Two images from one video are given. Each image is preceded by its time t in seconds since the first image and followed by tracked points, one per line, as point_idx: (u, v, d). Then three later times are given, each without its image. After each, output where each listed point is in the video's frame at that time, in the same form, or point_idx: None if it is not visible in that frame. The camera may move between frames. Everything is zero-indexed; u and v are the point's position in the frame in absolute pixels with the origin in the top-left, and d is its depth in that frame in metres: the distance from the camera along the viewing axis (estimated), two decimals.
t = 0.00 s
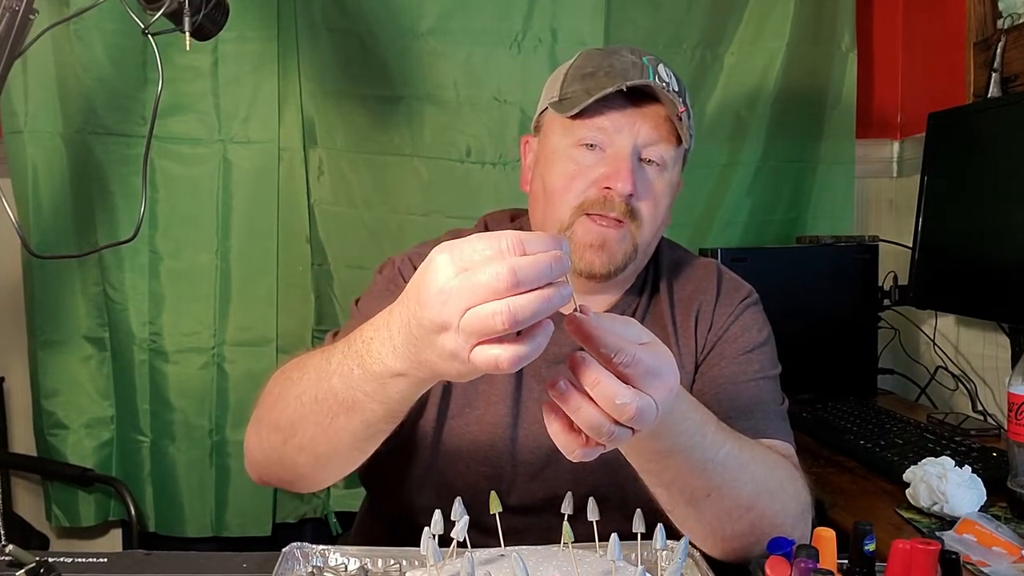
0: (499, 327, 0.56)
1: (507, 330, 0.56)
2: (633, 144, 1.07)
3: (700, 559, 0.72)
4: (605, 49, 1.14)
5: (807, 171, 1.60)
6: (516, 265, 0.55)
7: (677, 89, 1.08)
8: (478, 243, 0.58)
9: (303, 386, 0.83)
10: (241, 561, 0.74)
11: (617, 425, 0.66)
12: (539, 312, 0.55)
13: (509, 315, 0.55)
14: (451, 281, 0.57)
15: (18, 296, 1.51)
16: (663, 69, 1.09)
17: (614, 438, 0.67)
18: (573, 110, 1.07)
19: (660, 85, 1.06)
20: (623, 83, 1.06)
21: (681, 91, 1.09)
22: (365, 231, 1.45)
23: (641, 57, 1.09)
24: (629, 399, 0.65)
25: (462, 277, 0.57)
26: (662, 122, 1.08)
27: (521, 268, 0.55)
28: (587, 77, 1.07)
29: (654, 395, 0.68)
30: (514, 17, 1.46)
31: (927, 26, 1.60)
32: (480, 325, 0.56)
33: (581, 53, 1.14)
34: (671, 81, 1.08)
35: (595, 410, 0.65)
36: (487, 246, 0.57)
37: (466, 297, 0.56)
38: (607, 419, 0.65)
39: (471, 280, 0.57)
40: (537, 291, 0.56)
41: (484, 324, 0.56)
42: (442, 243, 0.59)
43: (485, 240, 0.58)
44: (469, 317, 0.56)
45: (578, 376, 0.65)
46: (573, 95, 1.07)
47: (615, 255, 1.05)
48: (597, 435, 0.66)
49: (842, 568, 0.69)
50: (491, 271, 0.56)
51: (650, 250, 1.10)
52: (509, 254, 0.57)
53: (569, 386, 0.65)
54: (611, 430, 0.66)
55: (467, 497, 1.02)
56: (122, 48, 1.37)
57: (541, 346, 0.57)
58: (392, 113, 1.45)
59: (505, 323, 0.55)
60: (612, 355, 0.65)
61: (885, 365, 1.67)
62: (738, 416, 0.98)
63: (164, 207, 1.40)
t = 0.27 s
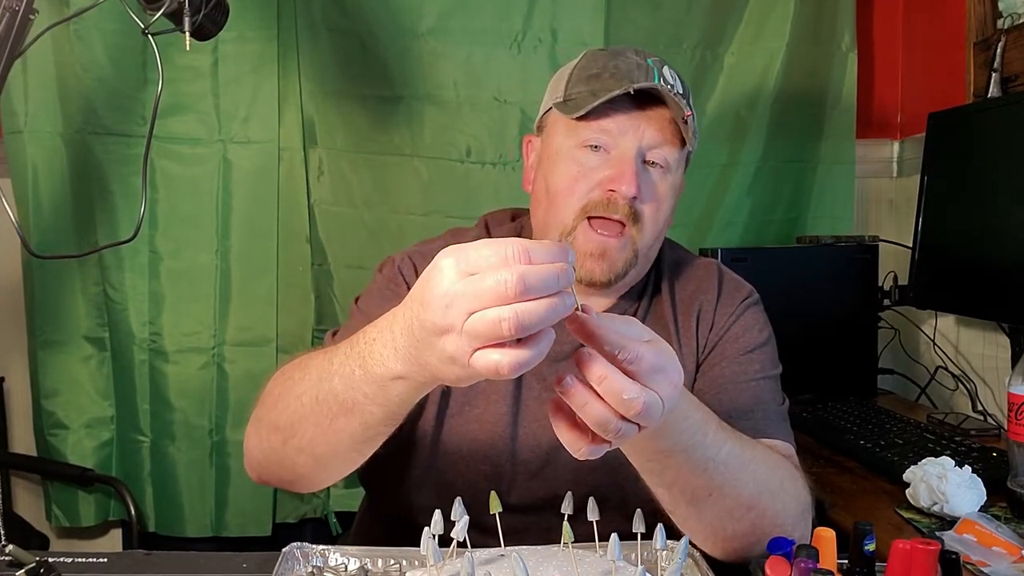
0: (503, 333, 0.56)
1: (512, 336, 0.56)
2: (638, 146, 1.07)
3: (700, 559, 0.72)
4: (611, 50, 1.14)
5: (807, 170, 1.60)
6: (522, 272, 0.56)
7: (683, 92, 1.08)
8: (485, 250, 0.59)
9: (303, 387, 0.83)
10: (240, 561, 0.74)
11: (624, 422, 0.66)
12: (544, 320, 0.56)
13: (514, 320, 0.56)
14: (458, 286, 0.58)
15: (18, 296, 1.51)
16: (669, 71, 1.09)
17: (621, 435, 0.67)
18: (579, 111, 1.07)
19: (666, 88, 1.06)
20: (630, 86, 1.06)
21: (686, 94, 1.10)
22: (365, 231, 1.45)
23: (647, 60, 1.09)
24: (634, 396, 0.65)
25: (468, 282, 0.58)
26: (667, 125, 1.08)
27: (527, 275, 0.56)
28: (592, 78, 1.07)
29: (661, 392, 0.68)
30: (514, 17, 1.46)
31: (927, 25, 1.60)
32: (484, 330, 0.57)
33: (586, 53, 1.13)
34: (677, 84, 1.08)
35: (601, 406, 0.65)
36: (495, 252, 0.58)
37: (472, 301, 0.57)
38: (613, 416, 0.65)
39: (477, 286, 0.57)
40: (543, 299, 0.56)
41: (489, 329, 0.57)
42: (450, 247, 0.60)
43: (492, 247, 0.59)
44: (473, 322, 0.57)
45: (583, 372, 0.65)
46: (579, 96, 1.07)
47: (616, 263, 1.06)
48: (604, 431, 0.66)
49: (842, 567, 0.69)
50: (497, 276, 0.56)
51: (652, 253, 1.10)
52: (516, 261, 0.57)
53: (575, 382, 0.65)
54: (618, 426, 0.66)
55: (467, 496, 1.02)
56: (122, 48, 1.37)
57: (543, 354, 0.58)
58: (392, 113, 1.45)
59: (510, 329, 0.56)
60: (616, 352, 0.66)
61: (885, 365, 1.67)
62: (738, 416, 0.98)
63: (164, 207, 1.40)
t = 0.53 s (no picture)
0: (505, 335, 0.57)
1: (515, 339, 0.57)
2: (630, 143, 1.07)
3: (700, 559, 0.72)
4: (602, 48, 1.14)
5: (807, 170, 1.60)
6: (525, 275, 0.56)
7: (673, 86, 1.08)
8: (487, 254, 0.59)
9: (308, 388, 0.84)
10: (240, 561, 0.74)
11: (627, 420, 0.66)
12: (547, 323, 0.56)
13: (517, 322, 0.56)
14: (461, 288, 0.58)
15: (18, 296, 1.51)
16: (658, 67, 1.08)
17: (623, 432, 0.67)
18: (569, 111, 1.07)
19: (656, 84, 1.06)
20: (619, 83, 1.06)
21: (677, 88, 1.09)
22: (365, 231, 1.45)
23: (636, 57, 1.08)
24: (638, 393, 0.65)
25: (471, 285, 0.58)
26: (658, 120, 1.08)
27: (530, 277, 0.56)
28: (583, 78, 1.07)
29: (663, 392, 0.68)
30: (514, 17, 1.46)
31: (927, 25, 1.60)
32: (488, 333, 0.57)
33: (576, 53, 1.13)
34: (667, 79, 1.07)
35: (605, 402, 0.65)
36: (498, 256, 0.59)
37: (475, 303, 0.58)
38: (616, 413, 0.65)
39: (480, 288, 0.58)
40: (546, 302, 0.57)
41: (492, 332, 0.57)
42: (455, 252, 0.60)
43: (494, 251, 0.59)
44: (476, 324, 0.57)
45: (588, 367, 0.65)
46: (569, 96, 1.07)
47: (617, 251, 1.06)
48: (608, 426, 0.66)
49: (842, 567, 0.69)
50: (499, 279, 0.57)
51: (651, 247, 1.10)
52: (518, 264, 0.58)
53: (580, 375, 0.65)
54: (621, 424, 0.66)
55: (467, 497, 1.02)
56: (122, 48, 1.37)
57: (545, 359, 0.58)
58: (392, 113, 1.45)
59: (512, 331, 0.56)
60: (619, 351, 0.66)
61: (885, 365, 1.67)
62: (738, 416, 0.98)
63: (164, 206, 1.40)
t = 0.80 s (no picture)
0: (500, 372, 0.60)
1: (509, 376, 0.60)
2: (623, 135, 1.08)
3: (699, 558, 0.72)
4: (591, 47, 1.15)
5: (807, 170, 1.60)
6: (525, 314, 0.59)
7: (663, 77, 1.09)
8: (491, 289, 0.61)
9: (311, 401, 0.84)
10: (240, 561, 0.75)
11: (620, 418, 0.66)
12: (541, 364, 0.59)
13: (511, 360, 0.59)
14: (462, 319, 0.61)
15: (19, 296, 1.51)
16: (647, 60, 1.09)
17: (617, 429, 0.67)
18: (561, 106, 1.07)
19: (646, 74, 1.06)
20: (609, 75, 1.06)
21: (668, 80, 1.10)
22: (365, 232, 1.46)
23: (625, 52, 1.09)
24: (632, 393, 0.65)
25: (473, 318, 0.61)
26: (650, 111, 1.08)
27: (528, 317, 0.59)
28: (574, 73, 1.08)
29: (656, 392, 0.68)
30: (514, 17, 1.46)
31: (926, 25, 1.61)
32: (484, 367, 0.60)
33: (566, 51, 1.14)
34: (656, 70, 1.08)
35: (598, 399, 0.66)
36: (500, 290, 0.61)
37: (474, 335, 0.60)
38: (609, 412, 0.66)
39: (481, 322, 0.60)
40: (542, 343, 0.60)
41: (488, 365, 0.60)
42: (459, 282, 0.63)
43: (498, 285, 0.61)
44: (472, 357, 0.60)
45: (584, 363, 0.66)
46: (560, 92, 1.07)
47: (610, 257, 1.06)
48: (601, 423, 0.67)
49: (841, 567, 0.69)
50: (499, 315, 0.59)
51: (648, 240, 1.10)
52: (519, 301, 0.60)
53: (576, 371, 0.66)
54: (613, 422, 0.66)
55: (467, 496, 1.03)
56: (123, 48, 1.37)
57: (537, 399, 0.61)
58: (392, 112, 1.45)
59: (507, 367, 0.59)
60: (619, 349, 0.66)
61: (884, 365, 1.67)
62: (737, 416, 0.99)
63: (164, 207, 1.40)
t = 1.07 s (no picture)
0: (521, 361, 0.58)
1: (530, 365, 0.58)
2: (621, 133, 1.08)
3: (700, 558, 0.72)
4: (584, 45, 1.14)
5: (807, 170, 1.60)
6: (547, 300, 0.58)
7: (659, 73, 1.08)
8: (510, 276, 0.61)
9: (317, 398, 0.84)
10: (240, 561, 0.75)
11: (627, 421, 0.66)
12: (562, 352, 0.58)
13: (534, 347, 0.58)
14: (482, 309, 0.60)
15: (18, 296, 1.51)
16: (642, 57, 1.09)
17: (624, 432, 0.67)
18: (559, 106, 1.07)
19: (641, 70, 1.06)
20: (605, 73, 1.06)
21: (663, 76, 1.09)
22: (365, 232, 1.45)
23: (619, 50, 1.09)
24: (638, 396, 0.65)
25: (493, 306, 0.60)
26: (647, 108, 1.08)
27: (549, 303, 0.58)
28: (569, 74, 1.07)
29: (662, 394, 0.68)
30: (514, 17, 1.46)
31: (927, 25, 1.60)
32: (505, 357, 0.59)
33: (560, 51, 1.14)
34: (652, 66, 1.08)
35: (604, 402, 0.65)
36: (518, 278, 0.60)
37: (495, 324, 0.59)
38: (616, 415, 0.65)
39: (501, 311, 0.59)
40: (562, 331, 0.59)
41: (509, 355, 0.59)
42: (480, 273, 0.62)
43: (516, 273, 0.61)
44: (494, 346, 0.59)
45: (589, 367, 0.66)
46: (557, 93, 1.07)
47: (617, 243, 1.06)
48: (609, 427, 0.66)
49: (841, 567, 0.69)
50: (520, 303, 0.58)
51: (650, 238, 1.09)
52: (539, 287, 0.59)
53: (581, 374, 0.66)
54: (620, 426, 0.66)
55: (467, 497, 1.02)
56: (122, 48, 1.37)
57: (551, 391, 0.59)
58: (392, 112, 1.45)
59: (528, 354, 0.58)
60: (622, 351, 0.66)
61: (885, 365, 1.67)
62: (737, 417, 0.98)
63: (164, 206, 1.40)
